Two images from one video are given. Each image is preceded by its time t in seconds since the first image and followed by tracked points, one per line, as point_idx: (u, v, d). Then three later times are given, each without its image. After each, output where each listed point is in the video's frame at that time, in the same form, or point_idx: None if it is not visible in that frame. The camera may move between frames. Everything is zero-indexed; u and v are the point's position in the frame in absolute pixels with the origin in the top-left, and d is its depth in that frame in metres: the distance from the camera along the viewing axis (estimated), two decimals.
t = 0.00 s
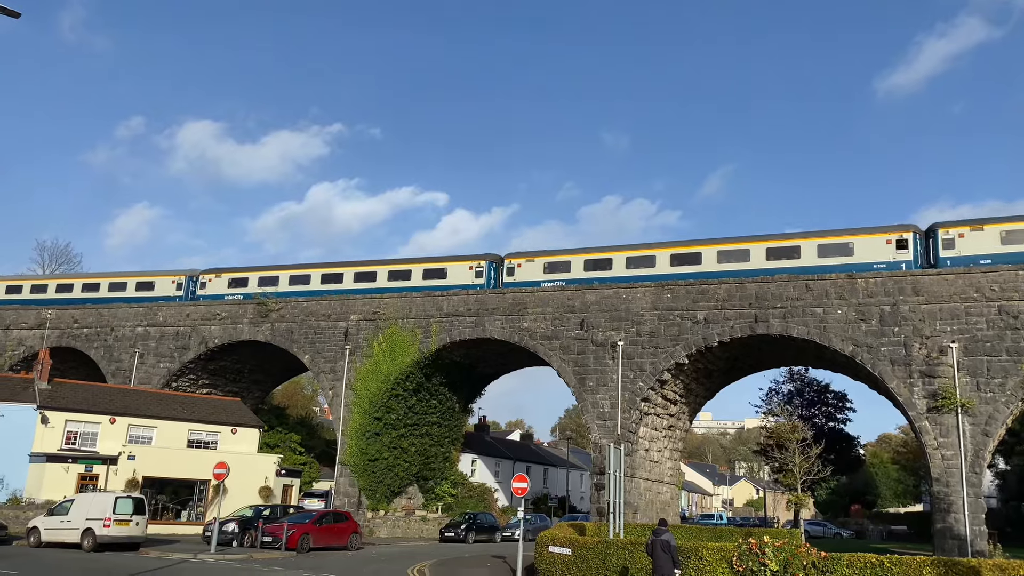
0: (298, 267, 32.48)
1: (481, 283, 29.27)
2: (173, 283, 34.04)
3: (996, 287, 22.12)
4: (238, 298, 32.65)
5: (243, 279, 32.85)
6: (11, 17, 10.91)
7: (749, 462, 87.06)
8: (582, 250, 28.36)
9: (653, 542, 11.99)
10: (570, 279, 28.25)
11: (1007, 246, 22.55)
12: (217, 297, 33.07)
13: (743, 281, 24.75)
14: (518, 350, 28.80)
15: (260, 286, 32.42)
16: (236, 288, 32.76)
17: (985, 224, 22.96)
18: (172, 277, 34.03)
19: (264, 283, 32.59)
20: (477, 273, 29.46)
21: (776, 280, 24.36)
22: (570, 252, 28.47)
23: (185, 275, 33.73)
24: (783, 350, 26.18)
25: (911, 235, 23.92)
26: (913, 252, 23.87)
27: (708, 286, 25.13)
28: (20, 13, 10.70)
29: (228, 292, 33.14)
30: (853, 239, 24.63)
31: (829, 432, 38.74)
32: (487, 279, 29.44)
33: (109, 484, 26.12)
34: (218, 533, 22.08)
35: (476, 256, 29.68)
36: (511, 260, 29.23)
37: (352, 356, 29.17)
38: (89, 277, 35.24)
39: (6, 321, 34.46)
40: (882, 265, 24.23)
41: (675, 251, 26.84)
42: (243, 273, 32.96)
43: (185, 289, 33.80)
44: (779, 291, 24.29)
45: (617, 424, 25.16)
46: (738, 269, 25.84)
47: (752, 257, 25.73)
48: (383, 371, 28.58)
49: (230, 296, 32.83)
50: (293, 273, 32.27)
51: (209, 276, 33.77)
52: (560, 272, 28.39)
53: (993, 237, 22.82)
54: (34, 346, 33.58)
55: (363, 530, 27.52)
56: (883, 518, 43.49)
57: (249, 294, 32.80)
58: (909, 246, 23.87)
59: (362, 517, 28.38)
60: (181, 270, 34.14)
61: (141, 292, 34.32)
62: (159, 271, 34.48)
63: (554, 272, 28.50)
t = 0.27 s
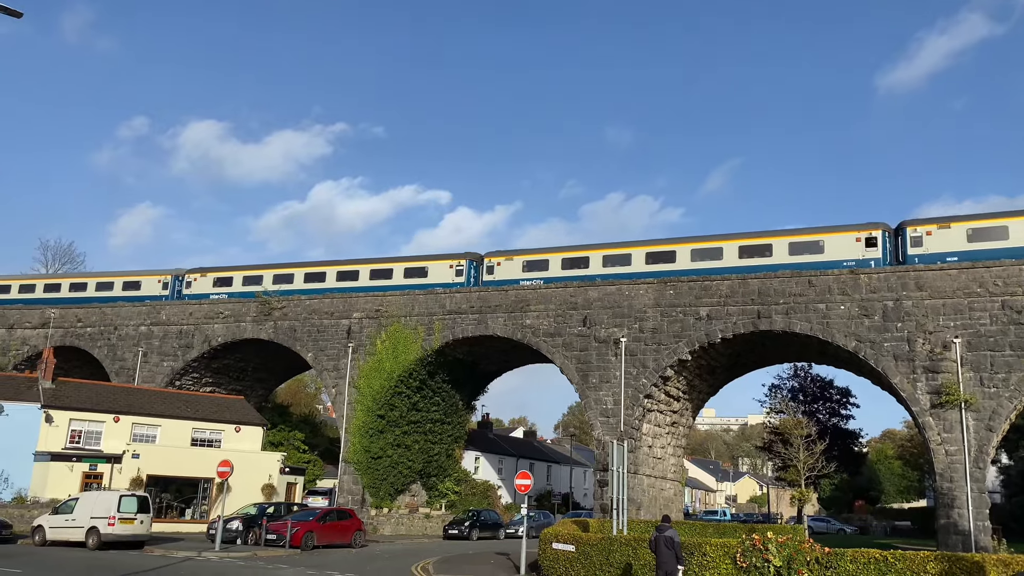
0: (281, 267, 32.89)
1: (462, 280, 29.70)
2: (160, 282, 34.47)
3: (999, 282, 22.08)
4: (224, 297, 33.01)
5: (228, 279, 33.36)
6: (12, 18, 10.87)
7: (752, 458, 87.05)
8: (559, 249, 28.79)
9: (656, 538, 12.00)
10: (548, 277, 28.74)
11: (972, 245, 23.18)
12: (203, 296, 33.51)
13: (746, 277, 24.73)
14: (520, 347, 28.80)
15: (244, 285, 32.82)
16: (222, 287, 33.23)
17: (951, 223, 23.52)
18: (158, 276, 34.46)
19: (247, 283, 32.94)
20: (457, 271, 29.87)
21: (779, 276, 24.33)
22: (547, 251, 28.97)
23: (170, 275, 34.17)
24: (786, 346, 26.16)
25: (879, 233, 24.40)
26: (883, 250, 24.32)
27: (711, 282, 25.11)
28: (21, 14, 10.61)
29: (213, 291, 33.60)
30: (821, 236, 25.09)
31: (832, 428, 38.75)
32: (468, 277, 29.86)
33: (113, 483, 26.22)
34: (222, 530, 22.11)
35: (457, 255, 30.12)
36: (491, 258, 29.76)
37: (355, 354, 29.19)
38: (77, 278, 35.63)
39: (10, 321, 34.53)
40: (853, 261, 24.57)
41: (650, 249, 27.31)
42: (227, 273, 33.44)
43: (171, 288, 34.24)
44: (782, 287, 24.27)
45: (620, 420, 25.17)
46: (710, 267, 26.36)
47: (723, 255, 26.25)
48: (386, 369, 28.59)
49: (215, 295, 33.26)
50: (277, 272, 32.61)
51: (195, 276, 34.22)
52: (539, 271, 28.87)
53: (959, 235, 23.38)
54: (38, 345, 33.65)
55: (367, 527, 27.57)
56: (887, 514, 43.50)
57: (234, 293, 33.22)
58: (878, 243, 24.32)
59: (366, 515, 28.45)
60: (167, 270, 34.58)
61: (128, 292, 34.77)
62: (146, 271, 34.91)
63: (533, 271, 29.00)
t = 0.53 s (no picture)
0: (266, 267, 32.86)
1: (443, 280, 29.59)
2: (148, 282, 34.49)
3: (1003, 279, 22.05)
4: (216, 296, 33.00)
5: (215, 279, 33.46)
6: (15, 18, 10.85)
7: (756, 456, 87.01)
8: (540, 248, 28.75)
9: (659, 535, 12.02)
10: (528, 276, 28.62)
11: (942, 244, 23.21)
12: (190, 296, 33.57)
13: (749, 274, 24.73)
14: (523, 345, 28.83)
15: (230, 285, 32.81)
16: (208, 287, 33.31)
17: (922, 222, 23.55)
18: (146, 276, 34.50)
19: (234, 283, 32.92)
20: (439, 270, 29.76)
21: (782, 273, 24.34)
22: (529, 251, 28.85)
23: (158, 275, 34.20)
24: (789, 343, 26.16)
25: (851, 232, 24.35)
26: (855, 249, 24.28)
27: (714, 280, 25.10)
28: (24, 14, 10.59)
29: (200, 291, 33.63)
30: (797, 236, 25.02)
31: (836, 425, 38.77)
32: (449, 277, 29.76)
33: (118, 482, 26.39)
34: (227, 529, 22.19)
35: (438, 254, 30.02)
36: (473, 257, 29.74)
37: (359, 352, 29.25)
38: (65, 278, 35.82)
39: (14, 320, 34.63)
40: (824, 261, 24.55)
41: (629, 249, 27.28)
42: (215, 273, 33.56)
43: (159, 288, 34.26)
44: (785, 284, 24.27)
45: (623, 418, 25.19)
46: (687, 266, 26.34)
47: (700, 255, 26.24)
48: (389, 367, 28.65)
49: (202, 295, 33.30)
50: (263, 272, 32.57)
51: (182, 275, 34.27)
52: (519, 269, 28.75)
53: (929, 234, 23.42)
54: (42, 345, 33.75)
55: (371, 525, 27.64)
56: (891, 511, 43.51)
57: (220, 293, 33.25)
58: (850, 242, 24.28)
59: (369, 513, 28.53)
60: (155, 270, 34.62)
61: (115, 292, 34.80)
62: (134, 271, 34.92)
63: (514, 270, 28.88)
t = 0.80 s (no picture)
0: (252, 266, 33.25)
1: (426, 279, 30.04)
2: (136, 282, 34.90)
3: (1009, 277, 21.95)
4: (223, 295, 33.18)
5: (201, 279, 33.91)
6: (19, 18, 10.82)
7: (761, 455, 86.90)
8: (520, 248, 29.21)
9: (663, 533, 11.99)
10: (509, 276, 29.13)
11: (912, 244, 23.73)
12: (178, 296, 34.03)
13: (753, 273, 24.67)
14: (528, 343, 28.79)
15: (216, 285, 33.35)
16: (195, 287, 33.77)
17: (893, 223, 24.06)
18: (133, 275, 34.91)
19: (220, 283, 33.50)
20: (422, 270, 30.24)
21: (786, 271, 24.27)
22: (509, 251, 29.33)
23: (146, 275, 34.61)
24: (794, 342, 26.11)
25: (823, 232, 24.80)
26: (828, 249, 24.70)
27: (718, 278, 25.05)
28: (28, 14, 10.56)
29: (188, 290, 34.10)
30: (768, 236, 25.56)
31: (841, 423, 38.67)
32: (432, 276, 30.22)
33: (122, 480, 26.26)
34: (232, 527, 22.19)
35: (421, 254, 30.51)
36: (455, 257, 30.20)
37: (363, 351, 29.26)
38: (56, 279, 36.44)
39: (19, 319, 34.71)
40: (797, 261, 25.05)
41: (606, 249, 27.83)
42: (201, 273, 34.03)
43: (147, 288, 34.65)
44: (789, 282, 24.21)
45: (628, 416, 25.15)
46: (662, 266, 26.83)
47: (676, 255, 26.70)
48: (393, 366, 28.65)
49: (189, 295, 33.76)
50: (248, 272, 32.94)
51: (169, 275, 34.70)
52: (500, 269, 29.24)
53: (899, 234, 23.97)
54: (47, 344, 33.82)
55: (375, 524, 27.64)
56: (896, 509, 43.41)
57: (207, 293, 33.76)
58: (822, 243, 24.74)
59: (374, 512, 28.53)
60: (143, 270, 35.03)
61: (104, 291, 35.18)
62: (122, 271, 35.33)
63: (495, 270, 29.37)
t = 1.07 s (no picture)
0: (236, 267, 33.78)
1: (408, 280, 30.38)
2: (124, 281, 35.12)
3: (1015, 276, 21.88)
4: (223, 294, 33.19)
5: (188, 278, 34.17)
6: (26, 16, 10.85)
7: (765, 455, 86.77)
8: (500, 249, 29.53)
9: (667, 533, 11.98)
10: (489, 277, 29.46)
11: (880, 247, 24.10)
12: (164, 295, 34.26)
13: (758, 272, 24.65)
14: (532, 343, 28.79)
15: (202, 285, 33.63)
16: (182, 286, 34.02)
17: (863, 225, 24.47)
18: (122, 275, 35.15)
19: (206, 282, 33.82)
20: (405, 271, 30.60)
21: (791, 271, 24.24)
22: (489, 252, 29.65)
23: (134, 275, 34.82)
24: (799, 341, 26.08)
25: (795, 235, 25.28)
26: (799, 251, 25.18)
27: (723, 277, 25.03)
28: (34, 12, 10.57)
29: (175, 290, 34.32)
30: (742, 238, 25.91)
31: (845, 423, 38.59)
32: (414, 277, 30.55)
33: (128, 479, 26.22)
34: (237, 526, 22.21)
35: (403, 255, 30.84)
36: (436, 258, 30.52)
37: (367, 350, 29.30)
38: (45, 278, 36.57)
39: (25, 318, 34.83)
40: (769, 263, 25.44)
41: (584, 250, 28.22)
42: (188, 273, 34.28)
43: (135, 287, 34.88)
44: (794, 282, 24.18)
45: (632, 416, 25.14)
46: (638, 268, 27.22)
47: (652, 256, 27.08)
48: (397, 365, 28.68)
49: (176, 294, 34.00)
50: (254, 271, 32.91)
51: (156, 275, 34.94)
52: (480, 270, 29.56)
53: (869, 237, 24.35)
54: (53, 343, 33.94)
55: (379, 523, 27.68)
56: (901, 510, 43.32)
57: (193, 292, 34.04)
58: (793, 245, 25.22)
59: (378, 511, 28.58)
60: (131, 270, 35.24)
61: (93, 291, 35.34)
62: (111, 270, 35.57)
63: (476, 271, 29.69)
